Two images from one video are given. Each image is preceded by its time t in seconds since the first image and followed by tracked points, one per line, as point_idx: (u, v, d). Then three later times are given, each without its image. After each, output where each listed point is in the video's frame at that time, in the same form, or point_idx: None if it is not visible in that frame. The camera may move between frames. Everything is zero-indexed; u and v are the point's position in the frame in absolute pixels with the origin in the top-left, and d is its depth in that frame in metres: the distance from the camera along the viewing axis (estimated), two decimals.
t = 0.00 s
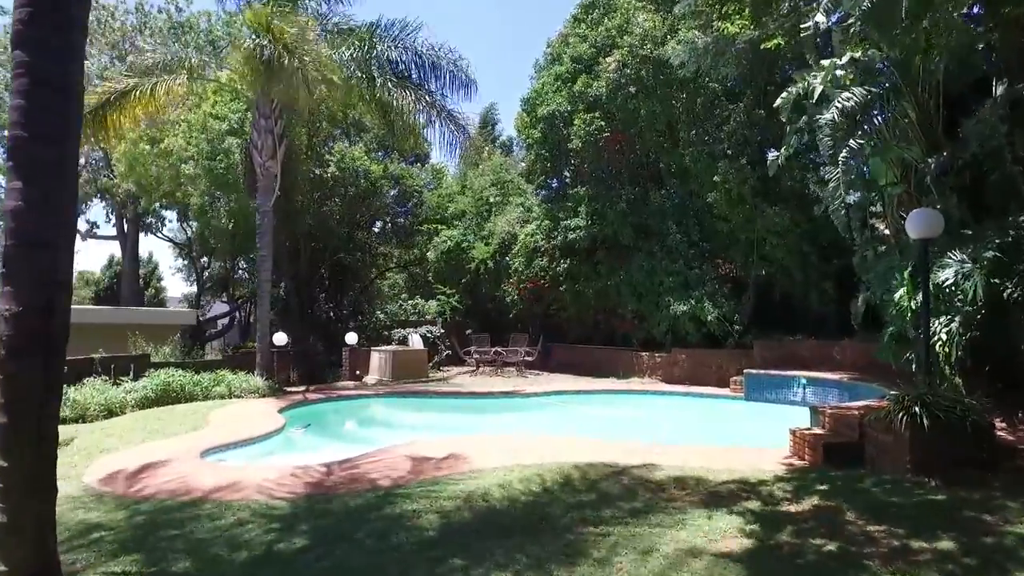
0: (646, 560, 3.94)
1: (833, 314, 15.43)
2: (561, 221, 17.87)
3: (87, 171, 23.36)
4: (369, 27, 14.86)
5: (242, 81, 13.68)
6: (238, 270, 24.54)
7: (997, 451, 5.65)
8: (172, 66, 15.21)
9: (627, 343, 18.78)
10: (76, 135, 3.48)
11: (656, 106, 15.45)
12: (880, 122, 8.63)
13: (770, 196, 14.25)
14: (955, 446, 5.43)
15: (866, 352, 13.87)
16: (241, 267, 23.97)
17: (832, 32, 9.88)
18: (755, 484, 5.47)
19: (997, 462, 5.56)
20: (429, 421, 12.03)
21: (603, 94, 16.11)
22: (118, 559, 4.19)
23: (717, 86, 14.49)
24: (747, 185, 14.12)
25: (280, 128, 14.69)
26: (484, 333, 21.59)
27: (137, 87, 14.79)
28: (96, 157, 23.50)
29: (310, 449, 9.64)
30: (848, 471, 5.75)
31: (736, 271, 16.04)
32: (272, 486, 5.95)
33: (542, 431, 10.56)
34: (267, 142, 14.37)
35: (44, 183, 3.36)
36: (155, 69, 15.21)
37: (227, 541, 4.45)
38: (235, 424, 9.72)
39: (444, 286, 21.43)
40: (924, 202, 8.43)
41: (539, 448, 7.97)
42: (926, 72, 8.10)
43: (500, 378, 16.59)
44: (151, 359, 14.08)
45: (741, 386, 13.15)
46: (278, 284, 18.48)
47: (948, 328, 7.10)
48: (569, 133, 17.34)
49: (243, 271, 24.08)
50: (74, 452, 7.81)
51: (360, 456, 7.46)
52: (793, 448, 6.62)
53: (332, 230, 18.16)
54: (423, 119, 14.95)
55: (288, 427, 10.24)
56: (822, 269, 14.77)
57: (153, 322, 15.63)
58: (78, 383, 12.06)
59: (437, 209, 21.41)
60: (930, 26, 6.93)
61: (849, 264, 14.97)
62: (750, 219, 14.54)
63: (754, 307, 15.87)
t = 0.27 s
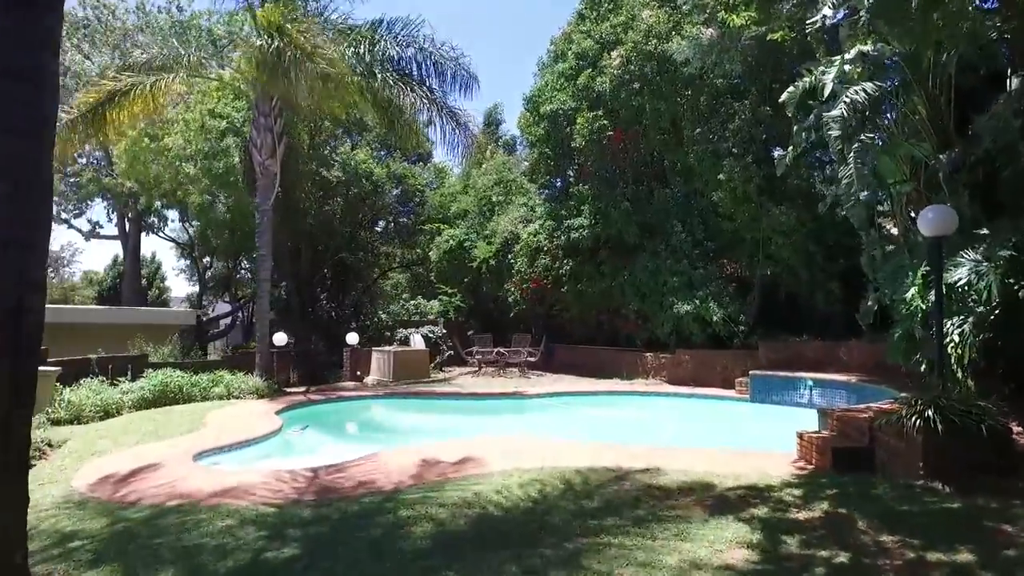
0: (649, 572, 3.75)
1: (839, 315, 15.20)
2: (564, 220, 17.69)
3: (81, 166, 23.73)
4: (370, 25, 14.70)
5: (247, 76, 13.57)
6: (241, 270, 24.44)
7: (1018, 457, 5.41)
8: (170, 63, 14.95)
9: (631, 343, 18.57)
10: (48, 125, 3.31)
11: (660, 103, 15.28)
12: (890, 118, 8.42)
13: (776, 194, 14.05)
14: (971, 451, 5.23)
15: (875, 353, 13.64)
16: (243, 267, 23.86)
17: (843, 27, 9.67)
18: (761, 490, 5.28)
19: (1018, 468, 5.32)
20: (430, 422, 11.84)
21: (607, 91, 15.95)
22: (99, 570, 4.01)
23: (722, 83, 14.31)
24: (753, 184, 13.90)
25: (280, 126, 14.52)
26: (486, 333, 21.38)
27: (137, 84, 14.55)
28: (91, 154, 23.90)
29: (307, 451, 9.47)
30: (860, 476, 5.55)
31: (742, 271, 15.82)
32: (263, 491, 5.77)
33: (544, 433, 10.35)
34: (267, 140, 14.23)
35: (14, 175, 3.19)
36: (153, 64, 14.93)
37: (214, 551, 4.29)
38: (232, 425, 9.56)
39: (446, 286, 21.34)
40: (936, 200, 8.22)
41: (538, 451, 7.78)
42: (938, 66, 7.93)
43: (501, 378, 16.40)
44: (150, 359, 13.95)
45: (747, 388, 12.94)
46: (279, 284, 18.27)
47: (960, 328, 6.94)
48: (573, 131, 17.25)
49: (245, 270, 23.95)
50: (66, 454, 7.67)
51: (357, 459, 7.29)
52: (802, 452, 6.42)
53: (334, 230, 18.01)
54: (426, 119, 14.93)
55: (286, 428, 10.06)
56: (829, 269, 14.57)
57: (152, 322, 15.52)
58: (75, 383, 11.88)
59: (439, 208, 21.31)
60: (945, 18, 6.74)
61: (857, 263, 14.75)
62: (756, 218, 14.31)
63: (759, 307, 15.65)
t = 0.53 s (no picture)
0: None
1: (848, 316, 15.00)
2: (568, 219, 17.51)
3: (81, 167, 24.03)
4: (371, 23, 14.46)
5: (253, 73, 13.46)
6: (244, 270, 24.35)
7: None
8: (173, 61, 14.83)
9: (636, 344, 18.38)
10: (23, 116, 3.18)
11: (666, 101, 15.11)
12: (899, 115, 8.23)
13: (784, 193, 13.85)
14: (989, 455, 5.06)
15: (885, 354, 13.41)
16: (247, 267, 23.77)
17: (850, 23, 9.60)
18: (770, 496, 5.09)
19: None
20: (433, 424, 11.67)
21: (612, 87, 15.79)
22: None
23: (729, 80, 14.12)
24: (760, 182, 13.70)
25: (281, 125, 14.38)
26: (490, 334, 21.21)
27: (141, 83, 14.43)
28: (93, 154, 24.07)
29: (305, 453, 9.29)
30: (873, 481, 5.36)
31: (749, 271, 15.62)
32: (257, 496, 5.62)
33: (548, 437, 10.18)
34: (268, 139, 14.11)
35: None
36: (155, 62, 14.79)
37: (202, 559, 4.14)
38: (229, 427, 9.40)
39: (450, 287, 21.29)
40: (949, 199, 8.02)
41: (538, 455, 7.59)
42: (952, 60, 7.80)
43: (505, 379, 16.23)
44: (151, 359, 13.84)
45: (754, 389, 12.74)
46: (281, 284, 18.11)
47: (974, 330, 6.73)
48: (577, 130, 17.10)
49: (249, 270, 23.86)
50: (61, 457, 7.54)
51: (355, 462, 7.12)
52: (812, 456, 6.22)
53: (337, 231, 17.80)
54: (429, 117, 14.67)
55: (286, 430, 9.90)
56: (838, 269, 14.37)
57: (153, 322, 15.40)
58: (75, 383, 11.71)
59: (444, 208, 21.20)
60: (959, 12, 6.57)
61: (866, 263, 14.54)
62: (764, 217, 14.08)
63: (766, 308, 15.44)
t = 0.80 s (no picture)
0: None
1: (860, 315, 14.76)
2: (576, 218, 17.30)
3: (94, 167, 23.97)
4: (375, 19, 14.17)
5: (258, 70, 13.30)
6: (251, 270, 24.27)
7: None
8: (178, 59, 14.72)
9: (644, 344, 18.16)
10: None
11: (674, 97, 14.91)
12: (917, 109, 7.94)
13: (795, 190, 13.62)
14: (1012, 463, 4.88)
15: (899, 355, 13.14)
16: (253, 266, 23.69)
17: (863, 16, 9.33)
18: (785, 503, 4.88)
19: None
20: (438, 426, 11.49)
21: (620, 84, 15.58)
22: None
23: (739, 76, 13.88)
24: (771, 180, 13.45)
25: (285, 123, 14.24)
26: (497, 334, 21.05)
27: (146, 81, 14.34)
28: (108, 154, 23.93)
29: (307, 456, 9.13)
30: (891, 488, 5.13)
31: (759, 271, 15.38)
32: (254, 500, 5.46)
33: (556, 440, 9.97)
34: (272, 137, 13.95)
35: None
36: (159, 60, 14.67)
37: (193, 568, 3.98)
38: (231, 429, 9.25)
39: (457, 287, 21.18)
40: (967, 196, 7.79)
41: (542, 459, 7.41)
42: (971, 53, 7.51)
43: (511, 380, 16.05)
44: (154, 359, 13.75)
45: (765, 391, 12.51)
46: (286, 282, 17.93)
47: (997, 330, 6.45)
48: (585, 128, 16.88)
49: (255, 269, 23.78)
50: (58, 460, 7.41)
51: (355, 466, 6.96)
52: (824, 461, 6.02)
53: (343, 229, 17.62)
54: (440, 115, 14.74)
55: (288, 432, 9.73)
56: (850, 268, 14.14)
57: (157, 322, 15.32)
58: (78, 383, 11.60)
59: (451, 206, 21.05)
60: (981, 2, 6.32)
61: (879, 262, 14.28)
62: (774, 215, 13.80)
63: (777, 308, 15.19)
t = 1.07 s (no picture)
0: None
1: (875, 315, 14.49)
2: (584, 217, 17.08)
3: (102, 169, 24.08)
4: (380, 15, 14.21)
5: (267, 66, 13.19)
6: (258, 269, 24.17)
7: None
8: (183, 58, 14.62)
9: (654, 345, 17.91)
10: None
11: (683, 94, 14.72)
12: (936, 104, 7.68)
13: (807, 188, 13.37)
14: None
15: (915, 356, 12.86)
16: (260, 266, 23.60)
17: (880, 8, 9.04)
18: (803, 512, 4.67)
19: None
20: (444, 428, 11.30)
21: (627, 82, 15.36)
22: None
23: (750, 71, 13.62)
24: (783, 177, 13.18)
25: (290, 121, 14.11)
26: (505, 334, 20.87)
27: (151, 80, 14.24)
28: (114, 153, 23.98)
29: (311, 458, 8.97)
30: (915, 496, 4.93)
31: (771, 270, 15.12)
32: (252, 507, 5.29)
33: (564, 442, 9.76)
34: (277, 136, 13.82)
35: None
36: (164, 59, 14.58)
37: None
38: (234, 430, 9.11)
39: (464, 287, 21.02)
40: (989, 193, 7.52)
41: (548, 462, 7.22)
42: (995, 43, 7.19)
43: (519, 381, 15.85)
44: (159, 359, 13.64)
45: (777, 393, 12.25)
46: (293, 281, 17.78)
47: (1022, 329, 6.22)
48: (593, 125, 16.67)
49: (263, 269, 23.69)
50: (55, 463, 7.27)
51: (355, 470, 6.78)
52: (841, 466, 5.80)
53: (350, 228, 17.42)
54: (447, 114, 14.69)
55: (290, 434, 9.55)
56: (864, 267, 13.88)
57: (163, 322, 15.22)
58: (81, 383, 11.49)
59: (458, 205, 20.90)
60: None
61: (894, 261, 14.02)
62: (786, 214, 13.49)
63: (790, 308, 14.93)
